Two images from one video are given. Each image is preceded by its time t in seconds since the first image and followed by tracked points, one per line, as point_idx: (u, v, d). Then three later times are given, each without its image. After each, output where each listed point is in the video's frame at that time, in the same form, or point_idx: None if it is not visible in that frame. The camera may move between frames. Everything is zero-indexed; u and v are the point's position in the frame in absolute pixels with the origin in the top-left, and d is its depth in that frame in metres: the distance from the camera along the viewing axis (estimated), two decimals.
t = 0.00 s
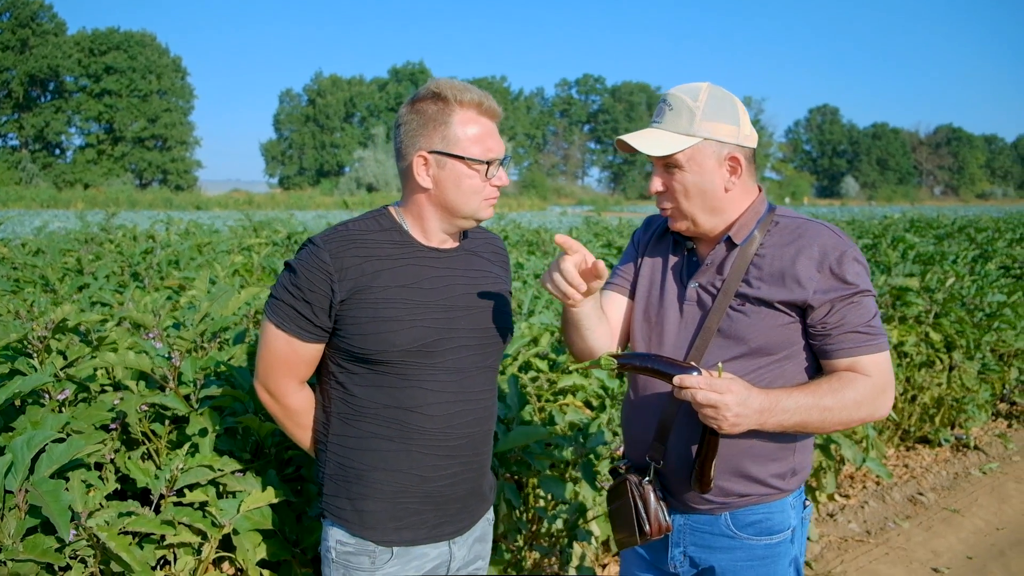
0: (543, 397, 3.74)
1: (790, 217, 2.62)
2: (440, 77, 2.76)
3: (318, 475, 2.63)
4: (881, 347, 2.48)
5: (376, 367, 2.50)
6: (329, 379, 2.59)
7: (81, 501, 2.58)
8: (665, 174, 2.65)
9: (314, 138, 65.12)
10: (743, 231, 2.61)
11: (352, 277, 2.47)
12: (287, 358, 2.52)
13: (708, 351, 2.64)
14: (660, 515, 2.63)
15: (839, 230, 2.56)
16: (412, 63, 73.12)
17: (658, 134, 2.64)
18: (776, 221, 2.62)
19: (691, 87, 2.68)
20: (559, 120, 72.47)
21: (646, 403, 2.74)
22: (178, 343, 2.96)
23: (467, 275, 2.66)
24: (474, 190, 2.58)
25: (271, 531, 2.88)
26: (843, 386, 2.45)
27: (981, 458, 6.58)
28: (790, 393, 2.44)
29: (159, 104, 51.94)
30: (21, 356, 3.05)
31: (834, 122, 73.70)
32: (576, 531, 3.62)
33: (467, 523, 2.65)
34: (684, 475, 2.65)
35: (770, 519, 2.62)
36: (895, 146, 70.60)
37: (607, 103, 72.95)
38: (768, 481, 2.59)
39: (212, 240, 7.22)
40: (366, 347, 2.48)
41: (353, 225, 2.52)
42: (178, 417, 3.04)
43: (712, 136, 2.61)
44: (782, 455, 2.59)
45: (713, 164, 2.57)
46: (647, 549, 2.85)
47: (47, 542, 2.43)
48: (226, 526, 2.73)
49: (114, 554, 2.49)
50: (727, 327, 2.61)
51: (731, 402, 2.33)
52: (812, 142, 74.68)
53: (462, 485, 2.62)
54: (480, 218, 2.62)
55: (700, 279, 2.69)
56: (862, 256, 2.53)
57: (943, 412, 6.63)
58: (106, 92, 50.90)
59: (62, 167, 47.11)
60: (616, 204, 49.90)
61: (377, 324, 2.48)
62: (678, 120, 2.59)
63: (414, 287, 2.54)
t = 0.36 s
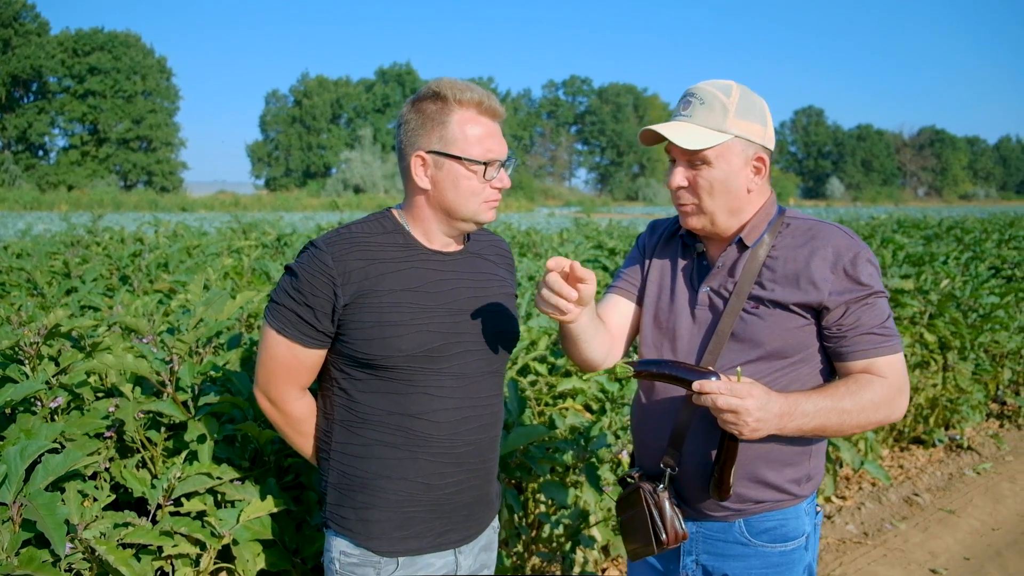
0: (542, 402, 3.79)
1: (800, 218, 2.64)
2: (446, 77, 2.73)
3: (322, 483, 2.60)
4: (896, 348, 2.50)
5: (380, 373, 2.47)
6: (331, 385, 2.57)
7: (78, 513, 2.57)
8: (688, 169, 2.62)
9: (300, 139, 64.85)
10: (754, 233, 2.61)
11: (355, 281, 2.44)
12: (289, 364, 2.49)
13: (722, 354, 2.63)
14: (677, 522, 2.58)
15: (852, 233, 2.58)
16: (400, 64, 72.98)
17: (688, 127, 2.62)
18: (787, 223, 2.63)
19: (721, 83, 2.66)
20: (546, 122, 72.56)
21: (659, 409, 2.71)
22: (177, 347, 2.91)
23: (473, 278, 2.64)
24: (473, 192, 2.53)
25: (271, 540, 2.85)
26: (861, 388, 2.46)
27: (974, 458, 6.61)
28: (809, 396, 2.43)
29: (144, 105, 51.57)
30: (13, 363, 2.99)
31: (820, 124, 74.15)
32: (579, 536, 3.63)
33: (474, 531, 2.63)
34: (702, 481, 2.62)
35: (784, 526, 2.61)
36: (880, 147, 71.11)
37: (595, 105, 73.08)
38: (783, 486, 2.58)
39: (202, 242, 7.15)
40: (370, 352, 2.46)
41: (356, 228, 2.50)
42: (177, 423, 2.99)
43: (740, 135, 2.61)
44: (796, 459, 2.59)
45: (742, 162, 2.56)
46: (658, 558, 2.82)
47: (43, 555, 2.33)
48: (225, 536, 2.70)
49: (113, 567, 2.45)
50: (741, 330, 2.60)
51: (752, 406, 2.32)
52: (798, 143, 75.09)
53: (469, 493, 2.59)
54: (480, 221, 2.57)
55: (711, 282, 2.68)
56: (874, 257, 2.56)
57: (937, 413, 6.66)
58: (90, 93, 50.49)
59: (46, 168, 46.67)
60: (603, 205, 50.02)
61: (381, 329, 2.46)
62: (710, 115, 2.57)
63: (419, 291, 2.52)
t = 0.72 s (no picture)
0: (532, 402, 3.79)
1: (803, 221, 2.65)
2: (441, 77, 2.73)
3: (313, 488, 2.58)
4: (894, 352, 2.53)
5: (372, 376, 2.46)
6: (323, 388, 2.55)
7: (64, 521, 2.55)
8: (699, 176, 2.61)
9: (282, 138, 64.46)
10: (761, 235, 2.62)
11: (348, 282, 2.42)
12: (280, 366, 2.46)
13: (729, 356, 2.62)
14: (679, 524, 2.58)
15: (854, 237, 2.60)
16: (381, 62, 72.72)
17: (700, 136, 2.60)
18: (790, 225, 2.64)
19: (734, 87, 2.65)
20: (529, 121, 72.62)
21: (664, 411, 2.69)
22: (163, 350, 2.87)
23: (467, 280, 2.62)
24: (460, 191, 2.51)
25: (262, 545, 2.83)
26: (864, 390, 2.47)
27: (958, 454, 6.68)
28: (818, 398, 2.42)
29: (123, 104, 51.04)
30: None
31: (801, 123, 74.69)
32: (570, 537, 3.63)
33: (467, 536, 2.61)
34: (708, 486, 2.62)
35: (782, 523, 2.63)
36: (859, 146, 71.76)
37: (577, 104, 73.21)
38: (784, 486, 2.59)
39: (183, 242, 7.09)
40: (362, 354, 2.43)
41: (349, 228, 2.48)
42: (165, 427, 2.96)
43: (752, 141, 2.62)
44: (797, 459, 2.61)
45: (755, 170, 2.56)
46: (655, 559, 2.81)
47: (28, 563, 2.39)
48: (216, 543, 2.68)
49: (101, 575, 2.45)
50: (748, 332, 2.60)
51: (768, 409, 2.31)
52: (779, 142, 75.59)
53: (462, 498, 2.58)
54: (470, 221, 2.55)
55: (716, 284, 2.68)
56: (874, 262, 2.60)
57: (921, 410, 6.73)
58: (68, 91, 49.90)
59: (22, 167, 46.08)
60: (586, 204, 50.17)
61: (373, 331, 2.43)
62: (724, 124, 2.56)
63: (413, 292, 2.50)
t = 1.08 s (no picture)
0: (516, 404, 3.83)
1: (789, 224, 2.65)
2: (436, 78, 2.72)
3: (299, 494, 2.56)
4: (880, 353, 2.55)
5: (360, 380, 2.45)
6: (309, 392, 2.53)
7: (44, 527, 2.51)
8: (675, 172, 2.65)
9: (259, 137, 63.98)
10: (747, 238, 2.64)
11: (334, 286, 2.41)
12: (265, 371, 2.45)
13: (715, 359, 2.64)
14: (667, 526, 2.59)
15: (839, 239, 2.62)
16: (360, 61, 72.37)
17: (678, 134, 2.64)
18: (776, 227, 2.65)
19: (715, 88, 2.67)
20: (508, 121, 72.66)
21: (651, 414, 2.71)
22: (143, 355, 2.85)
23: (454, 283, 2.61)
24: (445, 198, 2.51)
25: (245, 551, 2.78)
26: (850, 392, 2.50)
27: (935, 451, 6.77)
28: (804, 401, 2.45)
29: (97, 102, 50.40)
30: None
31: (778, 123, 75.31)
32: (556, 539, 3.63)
33: (453, 541, 2.61)
34: (696, 487, 2.63)
35: (770, 523, 2.65)
36: (835, 146, 72.50)
37: (556, 103, 73.28)
38: (771, 487, 2.61)
39: (161, 243, 7.01)
40: (349, 359, 2.42)
41: (335, 231, 2.47)
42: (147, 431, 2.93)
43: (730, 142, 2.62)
44: (783, 461, 2.63)
45: (728, 170, 2.58)
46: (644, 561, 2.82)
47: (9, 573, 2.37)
48: (199, 548, 2.65)
49: None
50: (735, 335, 2.62)
51: (756, 413, 2.34)
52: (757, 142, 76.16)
53: (449, 503, 2.58)
54: (454, 228, 2.55)
55: (702, 286, 2.69)
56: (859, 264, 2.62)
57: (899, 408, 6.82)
58: (41, 89, 49.19)
59: None
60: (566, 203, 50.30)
61: (360, 336, 2.42)
62: (701, 123, 2.59)
63: (400, 296, 2.49)
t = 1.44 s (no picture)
0: (503, 403, 3.86)
1: (778, 221, 2.67)
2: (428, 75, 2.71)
3: (290, 495, 2.55)
4: (869, 350, 2.57)
5: (351, 379, 2.44)
6: (300, 392, 2.52)
7: (27, 532, 2.46)
8: (663, 169, 2.67)
9: (238, 137, 63.50)
10: (735, 236, 2.65)
11: (325, 284, 2.40)
12: (256, 371, 2.43)
13: (704, 357, 2.64)
14: (657, 524, 2.60)
15: (828, 236, 2.64)
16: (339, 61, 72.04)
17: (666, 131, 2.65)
18: (765, 225, 2.67)
19: (702, 86, 2.70)
20: (489, 121, 72.68)
21: (640, 412, 2.72)
22: (128, 356, 2.83)
23: (445, 280, 2.61)
24: (436, 194, 2.49)
25: (232, 553, 2.76)
26: (839, 389, 2.51)
27: (915, 448, 6.84)
28: (793, 397, 2.46)
29: (72, 101, 49.79)
30: None
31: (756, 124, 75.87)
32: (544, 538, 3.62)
33: (447, 541, 2.61)
34: (684, 485, 2.65)
35: (760, 520, 2.65)
36: (813, 147, 73.16)
37: (536, 104, 73.35)
38: (760, 484, 2.62)
39: (140, 243, 6.93)
40: (341, 358, 2.41)
41: (325, 229, 2.46)
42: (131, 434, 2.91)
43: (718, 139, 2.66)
44: (773, 458, 2.64)
45: (715, 167, 2.60)
46: (635, 559, 2.83)
47: None
48: (186, 551, 2.62)
49: None
50: (723, 333, 2.63)
51: (742, 409, 2.34)
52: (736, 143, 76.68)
53: (442, 502, 2.57)
54: (446, 225, 2.53)
55: (690, 284, 2.70)
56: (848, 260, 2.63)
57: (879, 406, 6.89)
58: (14, 88, 48.50)
59: None
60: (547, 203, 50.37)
61: (351, 334, 2.41)
62: (688, 120, 2.60)
63: (391, 294, 2.48)
